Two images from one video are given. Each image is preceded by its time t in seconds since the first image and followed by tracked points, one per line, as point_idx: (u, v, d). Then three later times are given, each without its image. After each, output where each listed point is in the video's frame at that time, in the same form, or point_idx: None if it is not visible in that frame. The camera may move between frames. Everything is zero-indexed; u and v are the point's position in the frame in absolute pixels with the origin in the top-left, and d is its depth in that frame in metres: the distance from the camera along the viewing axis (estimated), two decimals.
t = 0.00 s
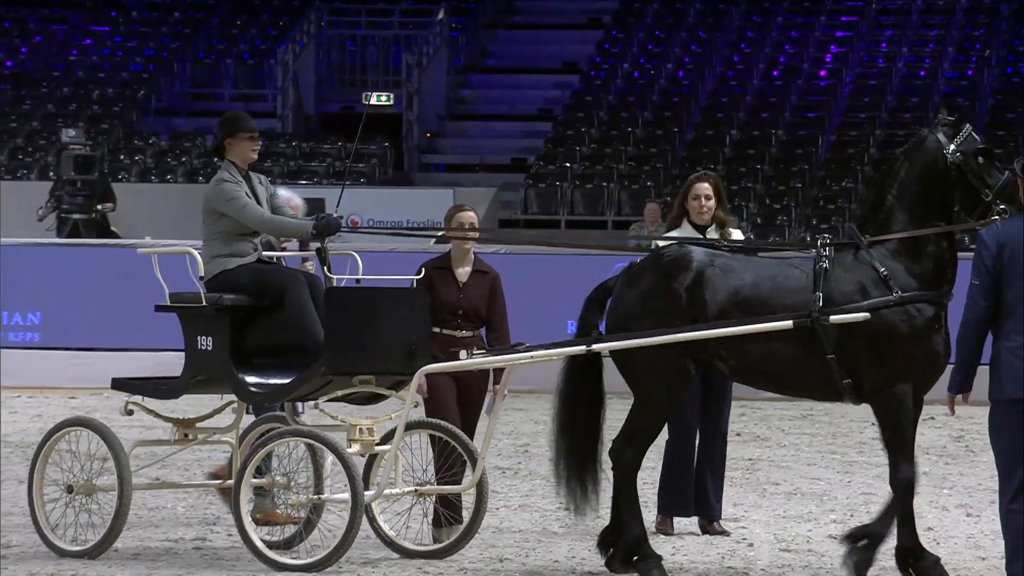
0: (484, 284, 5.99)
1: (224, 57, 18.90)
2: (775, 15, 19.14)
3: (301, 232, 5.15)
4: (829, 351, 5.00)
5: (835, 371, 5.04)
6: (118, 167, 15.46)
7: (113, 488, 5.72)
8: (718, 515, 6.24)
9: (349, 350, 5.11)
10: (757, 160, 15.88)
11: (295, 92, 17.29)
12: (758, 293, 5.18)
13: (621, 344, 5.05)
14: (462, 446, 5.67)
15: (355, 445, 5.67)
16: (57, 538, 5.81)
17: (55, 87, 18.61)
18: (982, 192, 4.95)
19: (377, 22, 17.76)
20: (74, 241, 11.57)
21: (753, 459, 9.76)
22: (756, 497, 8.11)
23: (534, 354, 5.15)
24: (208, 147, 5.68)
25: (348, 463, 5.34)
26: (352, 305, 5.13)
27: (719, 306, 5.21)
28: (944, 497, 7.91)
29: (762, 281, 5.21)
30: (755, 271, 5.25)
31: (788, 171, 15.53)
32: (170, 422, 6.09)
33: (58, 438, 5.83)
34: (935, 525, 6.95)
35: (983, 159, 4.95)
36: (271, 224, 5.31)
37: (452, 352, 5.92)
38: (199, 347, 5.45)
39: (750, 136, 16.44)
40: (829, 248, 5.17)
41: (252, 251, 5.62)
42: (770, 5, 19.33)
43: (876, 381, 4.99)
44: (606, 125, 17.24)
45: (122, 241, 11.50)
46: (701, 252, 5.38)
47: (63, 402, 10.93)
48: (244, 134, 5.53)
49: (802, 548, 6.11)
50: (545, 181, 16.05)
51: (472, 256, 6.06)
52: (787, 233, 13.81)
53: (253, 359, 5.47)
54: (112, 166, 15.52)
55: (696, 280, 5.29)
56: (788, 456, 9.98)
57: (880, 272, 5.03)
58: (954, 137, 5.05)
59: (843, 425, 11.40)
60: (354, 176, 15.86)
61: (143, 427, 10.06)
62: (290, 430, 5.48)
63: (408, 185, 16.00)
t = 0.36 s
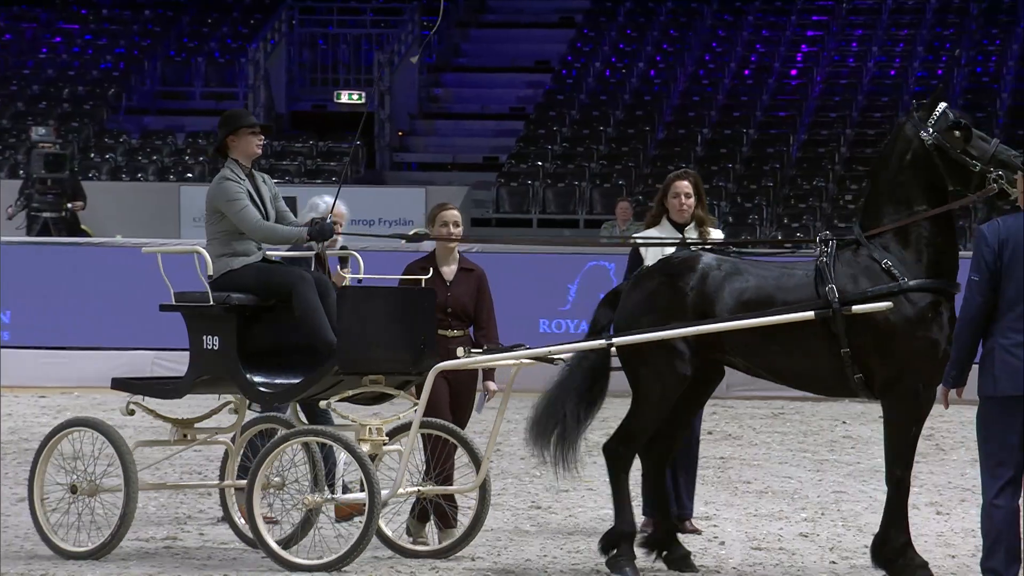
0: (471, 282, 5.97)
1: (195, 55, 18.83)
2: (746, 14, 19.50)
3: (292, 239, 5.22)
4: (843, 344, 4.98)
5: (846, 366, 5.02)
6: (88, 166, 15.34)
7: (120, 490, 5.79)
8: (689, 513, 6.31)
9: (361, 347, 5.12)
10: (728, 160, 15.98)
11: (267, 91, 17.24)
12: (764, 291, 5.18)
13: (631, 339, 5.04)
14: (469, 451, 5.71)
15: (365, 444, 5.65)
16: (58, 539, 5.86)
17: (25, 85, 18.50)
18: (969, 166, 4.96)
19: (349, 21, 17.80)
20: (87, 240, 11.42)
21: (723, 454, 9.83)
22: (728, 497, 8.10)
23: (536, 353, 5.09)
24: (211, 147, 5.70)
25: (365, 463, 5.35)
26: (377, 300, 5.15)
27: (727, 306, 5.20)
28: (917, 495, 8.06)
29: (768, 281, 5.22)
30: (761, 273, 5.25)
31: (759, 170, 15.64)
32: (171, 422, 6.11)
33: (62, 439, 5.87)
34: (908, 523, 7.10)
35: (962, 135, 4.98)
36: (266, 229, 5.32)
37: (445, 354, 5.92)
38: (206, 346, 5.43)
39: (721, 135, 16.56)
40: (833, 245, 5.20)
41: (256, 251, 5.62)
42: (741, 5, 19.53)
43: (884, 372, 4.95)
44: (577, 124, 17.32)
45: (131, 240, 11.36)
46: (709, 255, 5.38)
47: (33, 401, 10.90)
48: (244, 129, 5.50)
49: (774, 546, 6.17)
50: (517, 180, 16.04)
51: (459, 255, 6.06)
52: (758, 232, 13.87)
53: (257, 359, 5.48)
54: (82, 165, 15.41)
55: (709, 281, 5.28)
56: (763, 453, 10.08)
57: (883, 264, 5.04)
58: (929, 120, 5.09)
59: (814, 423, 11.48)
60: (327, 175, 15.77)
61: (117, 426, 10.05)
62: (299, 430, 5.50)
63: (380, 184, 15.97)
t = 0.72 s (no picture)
0: (451, 278, 6.14)
1: (159, 55, 18.88)
2: (706, 16, 19.78)
3: (284, 240, 5.45)
4: (827, 343, 5.29)
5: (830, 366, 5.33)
6: (51, 165, 15.36)
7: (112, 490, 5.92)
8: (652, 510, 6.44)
9: (353, 348, 5.29)
10: (688, 160, 16.23)
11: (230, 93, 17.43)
12: (753, 289, 5.57)
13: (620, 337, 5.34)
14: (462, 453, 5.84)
15: (360, 444, 5.77)
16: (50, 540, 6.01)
17: None
18: (952, 166, 5.26)
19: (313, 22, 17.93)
20: (86, 241, 11.85)
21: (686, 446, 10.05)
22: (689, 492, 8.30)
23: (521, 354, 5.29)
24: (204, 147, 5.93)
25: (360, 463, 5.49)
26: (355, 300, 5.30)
27: (716, 305, 5.62)
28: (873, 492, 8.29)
29: (755, 280, 5.60)
30: (749, 274, 5.64)
31: (718, 170, 15.88)
32: (158, 422, 6.23)
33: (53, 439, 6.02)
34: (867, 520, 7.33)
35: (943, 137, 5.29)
36: (260, 231, 5.55)
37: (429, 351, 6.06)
38: (197, 345, 5.60)
39: (681, 135, 16.84)
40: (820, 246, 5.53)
41: (248, 251, 5.86)
42: (701, 7, 19.81)
43: (857, 370, 5.27)
44: (539, 124, 17.52)
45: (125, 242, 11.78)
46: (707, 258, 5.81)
47: None
48: (239, 130, 5.75)
49: (733, 543, 6.39)
50: (480, 180, 16.16)
51: (439, 252, 6.22)
52: (719, 232, 14.08)
53: (253, 358, 5.65)
54: (45, 165, 15.42)
55: (702, 280, 5.72)
56: (724, 451, 10.29)
57: (867, 264, 5.33)
58: (911, 123, 5.39)
59: (773, 421, 11.70)
60: (291, 175, 15.83)
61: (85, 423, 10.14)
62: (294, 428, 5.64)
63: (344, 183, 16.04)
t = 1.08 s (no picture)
0: (451, 279, 6.32)
1: (129, 55, 18.97)
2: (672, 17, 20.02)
3: (274, 245, 5.68)
4: (798, 345, 5.47)
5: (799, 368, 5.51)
6: (22, 165, 15.47)
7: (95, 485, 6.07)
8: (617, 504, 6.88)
9: (337, 349, 5.53)
10: (654, 160, 16.48)
11: (201, 91, 17.71)
12: (726, 296, 5.76)
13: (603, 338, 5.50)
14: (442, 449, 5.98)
15: (342, 441, 6.00)
16: (33, 536, 6.16)
17: None
18: (910, 178, 5.43)
19: (282, 21, 17.99)
20: (67, 240, 12.10)
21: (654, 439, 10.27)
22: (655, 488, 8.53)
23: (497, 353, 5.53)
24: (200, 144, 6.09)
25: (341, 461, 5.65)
26: (343, 302, 5.56)
27: (690, 313, 5.82)
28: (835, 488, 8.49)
29: (727, 288, 5.81)
30: (721, 283, 5.85)
31: (684, 170, 16.11)
32: (139, 419, 6.37)
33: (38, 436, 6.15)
34: (828, 516, 7.54)
35: (901, 145, 5.45)
36: (250, 232, 5.73)
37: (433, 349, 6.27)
38: (181, 343, 5.82)
39: (648, 136, 17.10)
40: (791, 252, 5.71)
41: (235, 250, 6.04)
42: (667, 8, 20.08)
43: (824, 371, 5.42)
44: (507, 124, 17.72)
45: (107, 241, 12.03)
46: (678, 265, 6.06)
47: None
48: (237, 131, 5.94)
49: (697, 538, 6.64)
50: (448, 180, 16.37)
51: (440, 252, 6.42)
52: (685, 231, 14.33)
53: (234, 357, 5.85)
54: (15, 164, 15.52)
55: (675, 287, 5.93)
56: (689, 447, 10.51)
57: (835, 269, 5.53)
58: (871, 133, 5.57)
59: (738, 418, 11.95)
60: (261, 174, 15.99)
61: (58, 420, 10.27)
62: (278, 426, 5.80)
63: (313, 183, 16.18)
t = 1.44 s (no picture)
0: (453, 276, 6.43)
1: (106, 54, 19.09)
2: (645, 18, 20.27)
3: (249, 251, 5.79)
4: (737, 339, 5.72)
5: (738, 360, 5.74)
6: None
7: (45, 480, 6.26)
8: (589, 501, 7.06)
9: (280, 344, 5.75)
10: (628, 159, 16.69)
11: (177, 90, 17.88)
12: (666, 288, 6.04)
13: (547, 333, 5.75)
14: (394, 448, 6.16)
15: (289, 436, 6.15)
16: None
17: None
18: (854, 186, 5.64)
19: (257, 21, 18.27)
20: (23, 239, 12.35)
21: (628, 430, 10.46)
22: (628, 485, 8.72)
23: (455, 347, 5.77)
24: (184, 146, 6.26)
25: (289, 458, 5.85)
26: (289, 298, 5.75)
27: (630, 305, 6.10)
28: (805, 482, 8.65)
29: (667, 280, 6.09)
30: (662, 275, 6.12)
31: (657, 169, 16.31)
32: (92, 416, 6.50)
33: None
34: (798, 509, 7.72)
35: (852, 152, 5.66)
36: (219, 240, 5.89)
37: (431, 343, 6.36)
38: (129, 340, 5.98)
39: (621, 135, 17.31)
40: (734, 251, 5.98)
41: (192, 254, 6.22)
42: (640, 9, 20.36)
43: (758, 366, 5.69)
44: (482, 123, 17.91)
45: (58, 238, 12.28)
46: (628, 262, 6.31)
47: None
48: (221, 143, 6.06)
49: (670, 533, 6.82)
50: (423, 178, 16.53)
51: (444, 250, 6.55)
52: (658, 229, 14.54)
53: (183, 354, 6.04)
54: None
55: (618, 282, 6.22)
56: (661, 443, 10.68)
57: (775, 267, 5.77)
58: (830, 136, 5.75)
59: (710, 414, 12.15)
60: (237, 172, 16.14)
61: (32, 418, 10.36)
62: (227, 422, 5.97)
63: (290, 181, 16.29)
